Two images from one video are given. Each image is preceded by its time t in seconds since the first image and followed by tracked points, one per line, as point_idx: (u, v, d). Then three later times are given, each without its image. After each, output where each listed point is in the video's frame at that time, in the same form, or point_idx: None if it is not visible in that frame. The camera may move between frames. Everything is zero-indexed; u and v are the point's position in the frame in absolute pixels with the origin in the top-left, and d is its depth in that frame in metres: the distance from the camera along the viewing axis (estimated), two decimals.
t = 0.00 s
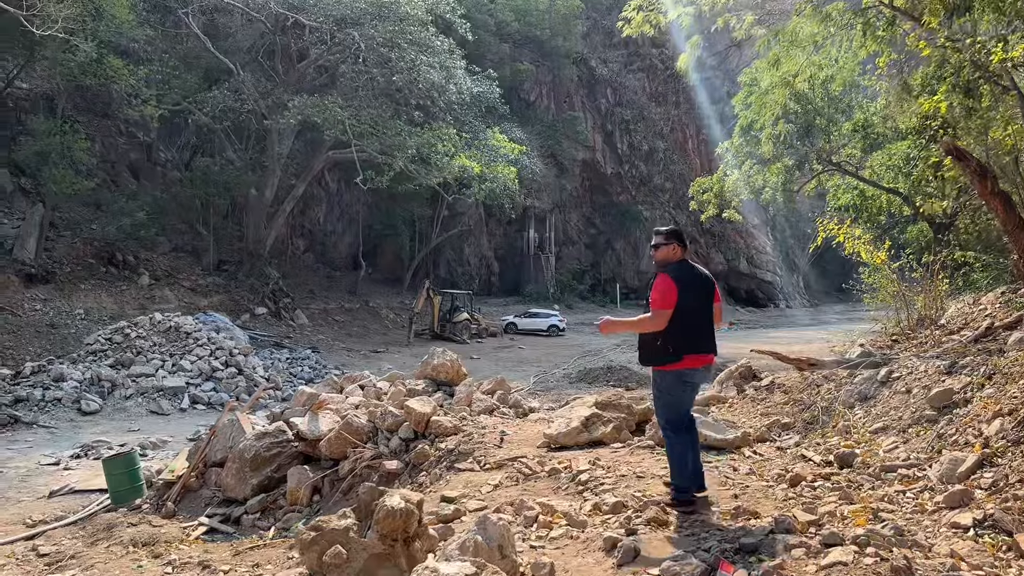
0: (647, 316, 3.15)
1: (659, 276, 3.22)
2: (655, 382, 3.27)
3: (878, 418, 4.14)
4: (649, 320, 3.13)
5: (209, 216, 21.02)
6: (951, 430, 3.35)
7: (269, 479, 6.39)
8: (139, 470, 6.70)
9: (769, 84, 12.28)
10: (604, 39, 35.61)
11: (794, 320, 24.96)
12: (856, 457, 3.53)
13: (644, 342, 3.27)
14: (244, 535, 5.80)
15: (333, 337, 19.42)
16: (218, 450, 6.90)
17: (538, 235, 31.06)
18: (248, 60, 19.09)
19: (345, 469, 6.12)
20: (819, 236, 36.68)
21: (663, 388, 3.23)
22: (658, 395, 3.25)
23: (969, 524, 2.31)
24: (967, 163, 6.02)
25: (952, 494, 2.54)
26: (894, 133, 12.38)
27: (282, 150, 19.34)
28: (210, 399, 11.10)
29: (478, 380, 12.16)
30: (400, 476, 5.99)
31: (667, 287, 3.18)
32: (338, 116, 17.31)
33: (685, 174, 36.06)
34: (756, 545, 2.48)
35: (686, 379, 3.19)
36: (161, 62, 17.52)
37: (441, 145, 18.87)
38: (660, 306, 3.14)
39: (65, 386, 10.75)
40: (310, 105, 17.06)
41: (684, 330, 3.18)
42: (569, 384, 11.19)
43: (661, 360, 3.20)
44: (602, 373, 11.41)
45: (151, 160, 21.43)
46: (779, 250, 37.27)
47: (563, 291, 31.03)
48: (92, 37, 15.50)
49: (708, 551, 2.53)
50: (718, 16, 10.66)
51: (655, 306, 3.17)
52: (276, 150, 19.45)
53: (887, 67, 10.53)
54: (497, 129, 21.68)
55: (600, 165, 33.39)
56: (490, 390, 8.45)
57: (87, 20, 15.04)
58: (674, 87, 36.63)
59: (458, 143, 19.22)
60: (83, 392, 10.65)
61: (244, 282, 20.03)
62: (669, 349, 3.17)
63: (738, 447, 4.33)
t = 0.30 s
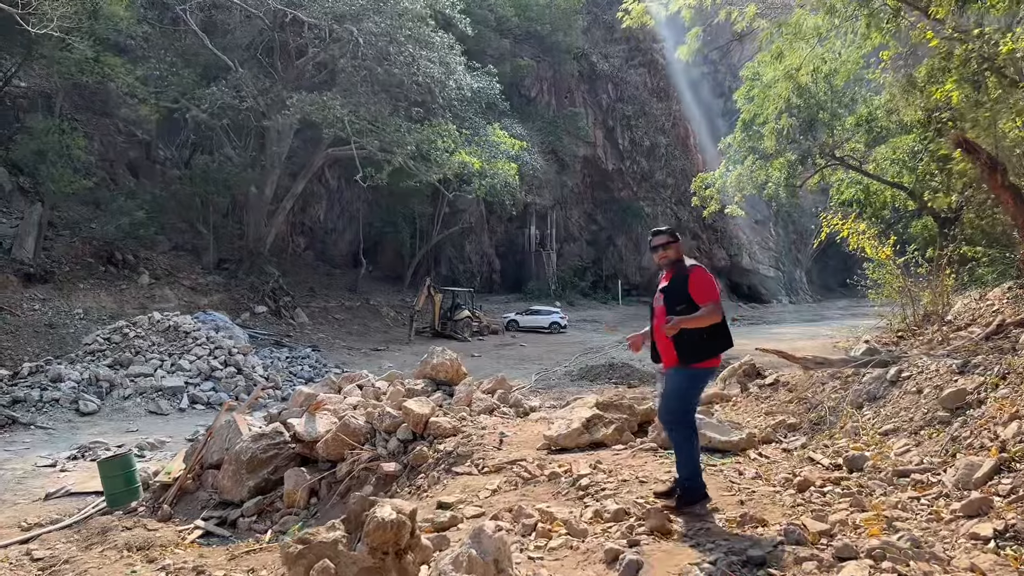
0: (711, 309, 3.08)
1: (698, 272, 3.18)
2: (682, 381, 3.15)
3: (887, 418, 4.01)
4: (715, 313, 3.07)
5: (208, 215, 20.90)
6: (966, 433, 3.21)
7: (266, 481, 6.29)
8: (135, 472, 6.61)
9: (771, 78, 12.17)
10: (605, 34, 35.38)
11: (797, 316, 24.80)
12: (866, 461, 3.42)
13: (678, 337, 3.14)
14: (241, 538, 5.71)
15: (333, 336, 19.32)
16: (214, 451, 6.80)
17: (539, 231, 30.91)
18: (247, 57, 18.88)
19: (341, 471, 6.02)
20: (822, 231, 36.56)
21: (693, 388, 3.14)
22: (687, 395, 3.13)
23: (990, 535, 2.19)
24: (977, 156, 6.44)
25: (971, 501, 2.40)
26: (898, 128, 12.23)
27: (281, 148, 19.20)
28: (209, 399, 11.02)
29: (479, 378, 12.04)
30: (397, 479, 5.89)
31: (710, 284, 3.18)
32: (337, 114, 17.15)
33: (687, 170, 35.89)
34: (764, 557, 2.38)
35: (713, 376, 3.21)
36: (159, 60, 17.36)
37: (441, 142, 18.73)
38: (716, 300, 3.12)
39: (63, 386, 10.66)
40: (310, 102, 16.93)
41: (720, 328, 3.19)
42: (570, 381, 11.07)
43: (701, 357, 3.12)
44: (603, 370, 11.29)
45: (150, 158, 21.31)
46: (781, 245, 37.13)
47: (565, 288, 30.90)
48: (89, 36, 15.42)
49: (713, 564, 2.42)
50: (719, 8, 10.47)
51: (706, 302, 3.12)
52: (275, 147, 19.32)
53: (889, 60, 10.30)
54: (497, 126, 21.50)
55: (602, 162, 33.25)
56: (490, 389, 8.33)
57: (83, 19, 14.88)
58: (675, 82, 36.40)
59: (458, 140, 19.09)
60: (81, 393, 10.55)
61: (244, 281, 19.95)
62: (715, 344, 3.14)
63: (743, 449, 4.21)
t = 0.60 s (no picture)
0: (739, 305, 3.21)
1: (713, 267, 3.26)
2: (694, 377, 3.23)
3: (880, 415, 3.95)
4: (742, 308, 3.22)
5: (193, 209, 20.63)
6: (962, 430, 3.15)
7: (250, 479, 6.16)
8: (116, 471, 6.45)
9: (760, 72, 12.11)
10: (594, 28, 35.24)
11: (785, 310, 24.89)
12: (860, 459, 3.35)
13: (699, 334, 3.18)
14: (223, 538, 5.57)
15: (320, 331, 19.14)
16: (197, 449, 6.66)
17: (527, 226, 30.82)
18: (232, 50, 18.57)
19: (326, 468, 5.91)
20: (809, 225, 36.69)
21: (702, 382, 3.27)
22: (700, 390, 3.23)
23: (994, 539, 2.12)
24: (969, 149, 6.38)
25: (972, 502, 2.34)
26: (886, 122, 12.21)
27: (268, 141, 18.96)
28: (194, 396, 10.83)
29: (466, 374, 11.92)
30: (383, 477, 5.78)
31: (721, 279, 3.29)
32: (323, 108, 16.93)
33: (675, 164, 35.90)
34: (760, 563, 2.30)
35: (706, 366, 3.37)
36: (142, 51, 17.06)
37: (428, 135, 18.53)
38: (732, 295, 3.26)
39: (44, 383, 10.46)
40: (296, 95, 16.69)
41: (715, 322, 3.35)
42: (559, 376, 10.99)
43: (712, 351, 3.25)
44: (592, 365, 11.22)
45: (134, 151, 21.00)
46: (769, 239, 37.25)
47: (554, 282, 30.83)
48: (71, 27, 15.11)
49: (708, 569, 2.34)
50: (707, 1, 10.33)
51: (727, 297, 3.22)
52: (260, 140, 19.06)
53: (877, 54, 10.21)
54: (485, 119, 21.32)
55: (590, 156, 33.18)
56: (478, 385, 8.23)
57: (64, 9, 14.57)
58: (663, 76, 36.33)
59: (445, 133, 18.89)
60: (63, 389, 10.35)
61: (230, 276, 19.73)
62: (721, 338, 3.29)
63: (734, 447, 4.15)
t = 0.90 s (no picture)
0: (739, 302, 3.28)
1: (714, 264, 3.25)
2: (694, 373, 3.20)
3: (864, 412, 3.90)
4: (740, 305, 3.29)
5: (166, 201, 20.18)
6: (950, 429, 3.11)
7: (222, 478, 5.99)
8: (85, 469, 6.24)
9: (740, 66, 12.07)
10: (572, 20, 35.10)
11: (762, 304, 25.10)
12: (846, 457, 3.30)
13: (706, 331, 3.14)
14: (195, 538, 5.40)
15: (297, 325, 18.87)
16: (168, 447, 6.47)
17: (506, 219, 30.68)
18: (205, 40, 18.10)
19: (301, 467, 5.76)
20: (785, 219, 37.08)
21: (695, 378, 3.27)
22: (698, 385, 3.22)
23: (990, 543, 2.07)
24: (950, 141, 5.83)
25: (965, 505, 2.31)
26: (862, 117, 12.26)
27: (242, 132, 18.58)
28: (167, 391, 10.56)
29: (443, 369, 11.77)
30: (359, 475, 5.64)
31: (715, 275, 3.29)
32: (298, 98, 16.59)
33: (653, 158, 35.97)
34: (749, 567, 2.23)
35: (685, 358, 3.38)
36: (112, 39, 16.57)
37: (406, 127, 18.13)
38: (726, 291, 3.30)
39: (10, 378, 10.14)
40: (271, 85, 16.35)
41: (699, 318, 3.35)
42: (538, 370, 10.91)
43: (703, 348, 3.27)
44: (571, 359, 11.15)
45: (104, 142, 20.47)
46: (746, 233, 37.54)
47: (533, 276, 30.76)
48: (38, 13, 14.64)
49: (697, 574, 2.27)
50: None
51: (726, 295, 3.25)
52: (234, 131, 18.66)
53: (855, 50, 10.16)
54: (463, 111, 21.08)
55: (569, 149, 33.11)
56: (457, 380, 8.09)
57: None
58: (641, 70, 36.32)
59: (423, 126, 18.46)
60: (31, 385, 10.03)
61: (203, 269, 19.36)
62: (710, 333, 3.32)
63: (717, 444, 4.07)
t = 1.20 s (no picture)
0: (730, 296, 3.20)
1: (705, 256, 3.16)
2: (685, 368, 3.12)
3: (843, 407, 3.86)
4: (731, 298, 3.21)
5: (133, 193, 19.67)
6: (933, 424, 3.06)
7: (190, 476, 5.81)
8: (50, 468, 5.97)
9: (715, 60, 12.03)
10: (547, 13, 34.94)
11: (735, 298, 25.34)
12: (827, 454, 3.24)
13: (699, 325, 3.07)
14: (161, 538, 5.22)
15: (269, 320, 18.54)
16: (134, 445, 6.27)
17: (481, 213, 30.50)
18: (175, 30, 17.58)
19: (271, 465, 5.59)
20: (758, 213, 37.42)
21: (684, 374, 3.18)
22: (688, 381, 3.14)
23: (981, 544, 2.03)
24: (928, 134, 5.96)
25: (953, 505, 2.26)
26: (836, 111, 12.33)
27: (213, 123, 18.16)
28: (135, 387, 10.26)
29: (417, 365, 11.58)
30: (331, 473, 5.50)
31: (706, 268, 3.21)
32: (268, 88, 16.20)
33: (628, 152, 36.01)
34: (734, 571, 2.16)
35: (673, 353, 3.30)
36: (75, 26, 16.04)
37: (380, 120, 17.71)
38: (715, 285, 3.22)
39: None
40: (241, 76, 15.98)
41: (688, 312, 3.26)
42: (514, 364, 10.80)
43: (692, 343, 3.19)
44: (547, 353, 11.06)
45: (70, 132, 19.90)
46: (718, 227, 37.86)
47: (508, 270, 30.66)
48: None
49: None
50: None
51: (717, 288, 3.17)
52: (203, 122, 18.23)
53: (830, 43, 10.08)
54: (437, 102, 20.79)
55: (544, 143, 32.99)
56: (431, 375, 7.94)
57: None
58: (616, 63, 36.29)
59: (397, 118, 18.17)
60: None
61: (173, 263, 18.92)
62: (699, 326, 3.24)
63: (696, 440, 3.99)
